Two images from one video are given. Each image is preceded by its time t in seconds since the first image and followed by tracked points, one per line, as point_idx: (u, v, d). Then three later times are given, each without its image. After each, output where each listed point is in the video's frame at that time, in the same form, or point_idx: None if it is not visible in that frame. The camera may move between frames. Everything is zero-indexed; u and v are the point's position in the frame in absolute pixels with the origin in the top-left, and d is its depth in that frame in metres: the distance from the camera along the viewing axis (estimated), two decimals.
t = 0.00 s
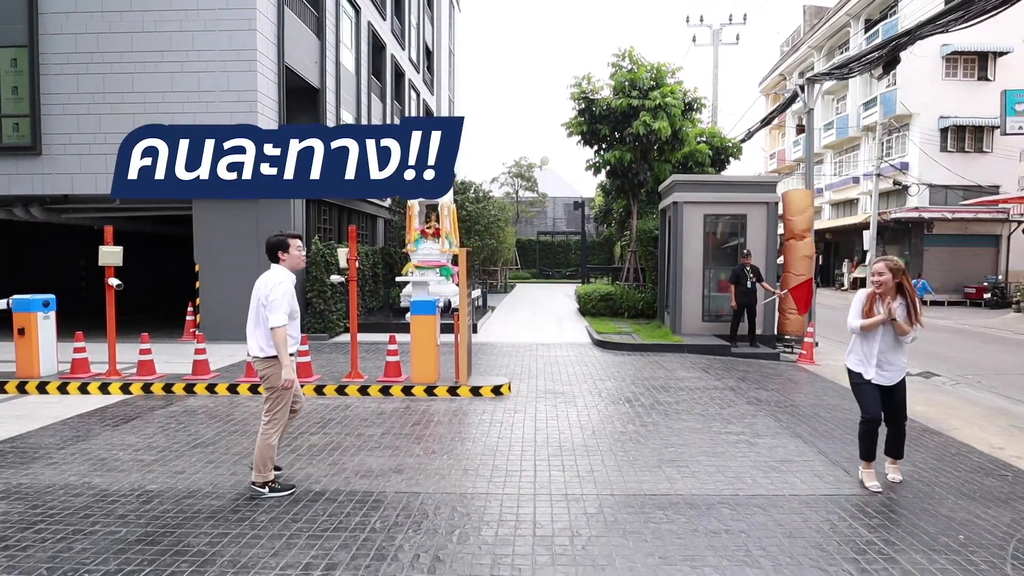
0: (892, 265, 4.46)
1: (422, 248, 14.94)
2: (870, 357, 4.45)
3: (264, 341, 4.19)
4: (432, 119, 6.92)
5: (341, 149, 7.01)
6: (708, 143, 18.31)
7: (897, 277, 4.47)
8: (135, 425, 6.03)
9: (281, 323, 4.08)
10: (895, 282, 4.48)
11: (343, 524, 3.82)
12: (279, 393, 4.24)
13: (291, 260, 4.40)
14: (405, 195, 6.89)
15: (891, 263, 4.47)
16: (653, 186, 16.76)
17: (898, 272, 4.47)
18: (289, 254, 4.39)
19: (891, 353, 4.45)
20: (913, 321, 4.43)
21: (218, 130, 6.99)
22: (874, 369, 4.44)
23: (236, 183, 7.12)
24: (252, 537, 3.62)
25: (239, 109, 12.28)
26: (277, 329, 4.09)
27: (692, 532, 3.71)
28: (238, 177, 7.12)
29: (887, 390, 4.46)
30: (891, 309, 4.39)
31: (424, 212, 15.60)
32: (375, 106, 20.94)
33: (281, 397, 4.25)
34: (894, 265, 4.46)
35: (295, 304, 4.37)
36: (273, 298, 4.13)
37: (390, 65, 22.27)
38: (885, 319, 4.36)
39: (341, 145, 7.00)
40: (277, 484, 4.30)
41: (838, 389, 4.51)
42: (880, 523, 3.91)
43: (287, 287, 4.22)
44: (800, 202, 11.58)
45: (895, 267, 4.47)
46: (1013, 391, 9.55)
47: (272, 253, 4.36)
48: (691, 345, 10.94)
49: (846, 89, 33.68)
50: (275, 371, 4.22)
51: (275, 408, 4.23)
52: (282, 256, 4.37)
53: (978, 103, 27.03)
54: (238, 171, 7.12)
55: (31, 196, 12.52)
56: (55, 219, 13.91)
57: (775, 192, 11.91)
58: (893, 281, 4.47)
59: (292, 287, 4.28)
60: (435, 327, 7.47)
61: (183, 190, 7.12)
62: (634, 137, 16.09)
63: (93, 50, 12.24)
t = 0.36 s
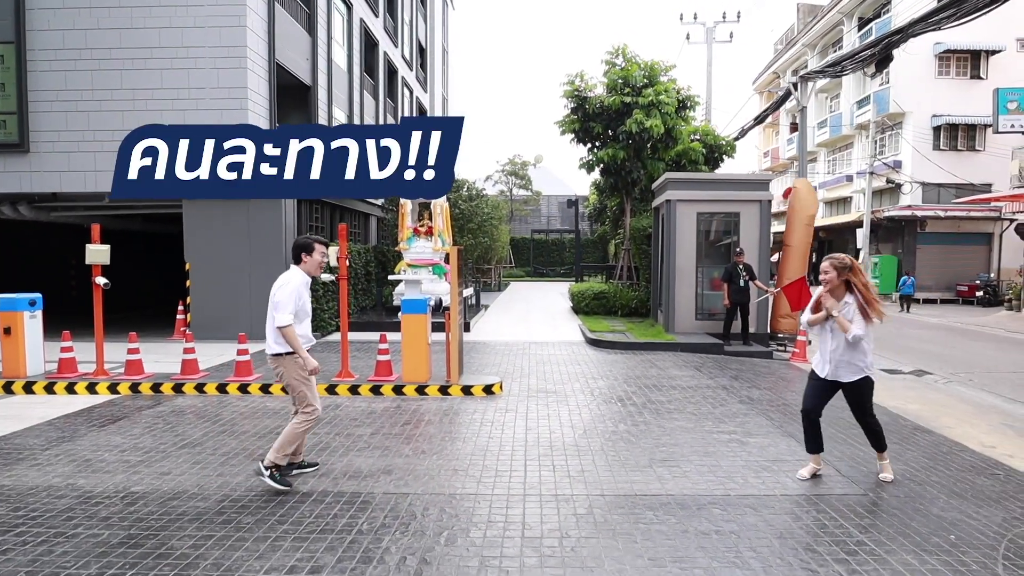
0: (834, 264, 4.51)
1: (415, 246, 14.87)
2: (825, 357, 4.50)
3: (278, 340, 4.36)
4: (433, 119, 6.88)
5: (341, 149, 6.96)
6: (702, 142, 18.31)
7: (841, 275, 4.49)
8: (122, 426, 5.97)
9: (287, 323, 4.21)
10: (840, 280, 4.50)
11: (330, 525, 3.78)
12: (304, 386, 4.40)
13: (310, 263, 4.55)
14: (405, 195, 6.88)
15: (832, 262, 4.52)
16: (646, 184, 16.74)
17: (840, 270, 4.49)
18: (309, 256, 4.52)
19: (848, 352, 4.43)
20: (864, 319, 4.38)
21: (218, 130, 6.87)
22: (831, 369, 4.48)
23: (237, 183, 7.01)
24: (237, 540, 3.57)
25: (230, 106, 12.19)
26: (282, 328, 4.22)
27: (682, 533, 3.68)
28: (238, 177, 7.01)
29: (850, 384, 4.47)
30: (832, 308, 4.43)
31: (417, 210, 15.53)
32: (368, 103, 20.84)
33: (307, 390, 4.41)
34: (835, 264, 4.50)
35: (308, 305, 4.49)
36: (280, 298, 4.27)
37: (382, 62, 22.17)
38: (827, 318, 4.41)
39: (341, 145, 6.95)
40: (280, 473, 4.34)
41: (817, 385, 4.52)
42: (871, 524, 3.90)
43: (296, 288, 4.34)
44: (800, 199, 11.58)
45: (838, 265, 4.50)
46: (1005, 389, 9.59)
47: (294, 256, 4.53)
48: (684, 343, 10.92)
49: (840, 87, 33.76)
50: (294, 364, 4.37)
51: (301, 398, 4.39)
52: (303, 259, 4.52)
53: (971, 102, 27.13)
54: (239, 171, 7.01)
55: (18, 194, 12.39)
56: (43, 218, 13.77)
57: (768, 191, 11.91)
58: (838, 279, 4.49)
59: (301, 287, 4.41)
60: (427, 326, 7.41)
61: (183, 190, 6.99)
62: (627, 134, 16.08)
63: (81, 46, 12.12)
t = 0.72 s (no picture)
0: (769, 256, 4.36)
1: (408, 244, 14.85)
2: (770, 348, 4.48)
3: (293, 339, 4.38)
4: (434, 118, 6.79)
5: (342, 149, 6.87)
6: (697, 139, 18.26)
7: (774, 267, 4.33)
8: (106, 427, 5.87)
9: (290, 321, 4.21)
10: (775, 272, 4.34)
11: (313, 529, 3.70)
12: (326, 382, 4.37)
13: (333, 261, 4.51)
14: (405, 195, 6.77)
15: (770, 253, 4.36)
16: (641, 182, 16.68)
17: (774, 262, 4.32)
18: (332, 255, 4.49)
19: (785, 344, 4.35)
20: (789, 313, 4.22)
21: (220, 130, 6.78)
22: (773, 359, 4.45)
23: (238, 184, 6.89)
24: (218, 544, 3.49)
25: (220, 102, 12.08)
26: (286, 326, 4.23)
27: (673, 537, 3.61)
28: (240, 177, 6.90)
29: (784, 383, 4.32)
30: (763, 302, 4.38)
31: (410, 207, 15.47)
32: (362, 100, 20.70)
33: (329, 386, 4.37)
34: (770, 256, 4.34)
35: (329, 304, 4.45)
36: (292, 298, 4.31)
37: (376, 59, 22.05)
38: (758, 313, 4.39)
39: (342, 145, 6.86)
40: (365, 468, 4.43)
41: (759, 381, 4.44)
42: (864, 526, 3.83)
43: (309, 287, 4.33)
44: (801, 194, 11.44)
45: (775, 255, 4.33)
46: (1000, 388, 9.56)
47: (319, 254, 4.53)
48: (678, 342, 10.87)
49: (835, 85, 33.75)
50: (313, 363, 4.34)
51: (331, 396, 4.36)
52: (327, 257, 4.50)
53: (966, 100, 27.14)
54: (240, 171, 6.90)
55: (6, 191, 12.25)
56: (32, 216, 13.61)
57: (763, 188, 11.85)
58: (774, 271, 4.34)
59: (318, 287, 4.38)
60: (417, 325, 7.34)
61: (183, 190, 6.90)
62: (622, 132, 16.03)
63: (69, 42, 11.97)
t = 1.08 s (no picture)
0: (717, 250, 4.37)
1: (403, 242, 14.72)
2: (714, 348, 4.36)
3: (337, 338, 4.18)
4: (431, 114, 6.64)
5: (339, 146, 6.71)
6: (694, 136, 18.15)
7: (720, 261, 4.32)
8: (91, 428, 5.71)
9: (340, 321, 4.03)
10: (721, 266, 4.33)
11: (300, 536, 3.55)
12: (359, 387, 4.14)
13: (372, 253, 4.31)
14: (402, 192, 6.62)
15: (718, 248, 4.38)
16: (638, 179, 16.55)
17: (720, 255, 4.32)
18: (370, 246, 4.29)
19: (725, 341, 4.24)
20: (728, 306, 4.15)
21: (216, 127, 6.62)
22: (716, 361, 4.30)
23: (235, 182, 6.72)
24: (200, 552, 3.34)
25: (212, 97, 11.90)
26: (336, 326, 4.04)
27: (674, 543, 3.48)
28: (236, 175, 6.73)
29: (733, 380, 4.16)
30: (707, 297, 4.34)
31: (405, 205, 15.31)
32: (357, 97, 20.53)
33: (361, 393, 4.14)
34: (717, 250, 4.35)
35: (371, 299, 4.25)
36: (334, 295, 4.10)
37: (371, 55, 21.87)
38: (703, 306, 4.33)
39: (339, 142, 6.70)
40: (358, 480, 4.19)
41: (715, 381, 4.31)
42: (871, 531, 3.71)
43: (350, 282, 4.13)
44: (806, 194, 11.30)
45: (723, 249, 4.31)
46: (1000, 387, 9.47)
47: (355, 246, 4.31)
48: (676, 340, 10.74)
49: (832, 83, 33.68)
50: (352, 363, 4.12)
51: (355, 404, 4.13)
52: (364, 249, 4.29)
53: (963, 97, 27.08)
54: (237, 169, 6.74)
55: None
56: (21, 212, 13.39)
57: (762, 185, 11.74)
58: (719, 266, 4.33)
59: (359, 282, 4.17)
60: (411, 323, 7.22)
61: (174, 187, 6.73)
62: (618, 128, 15.90)
63: (57, 36, 11.78)
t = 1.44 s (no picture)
0: (662, 248, 4.25)
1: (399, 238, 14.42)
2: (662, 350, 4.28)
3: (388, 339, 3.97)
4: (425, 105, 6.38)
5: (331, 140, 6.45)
6: (693, 132, 17.92)
7: (667, 261, 4.19)
8: (71, 433, 5.47)
9: (391, 323, 3.81)
10: (667, 265, 4.20)
11: (288, 552, 3.33)
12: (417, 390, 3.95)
13: (423, 250, 4.06)
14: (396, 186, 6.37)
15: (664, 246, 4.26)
16: (637, 175, 16.33)
17: (666, 254, 4.19)
18: (420, 244, 4.03)
19: (673, 342, 4.15)
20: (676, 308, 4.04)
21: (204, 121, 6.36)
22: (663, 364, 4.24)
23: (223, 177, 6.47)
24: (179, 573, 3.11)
25: (202, 90, 11.61)
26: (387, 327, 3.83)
27: (686, 559, 3.27)
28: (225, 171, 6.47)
29: (680, 384, 4.10)
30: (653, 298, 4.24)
31: (400, 200, 15.05)
32: (351, 91, 20.23)
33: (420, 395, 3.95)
34: (663, 248, 4.23)
35: (422, 297, 4.02)
36: (384, 296, 3.89)
37: (366, 49, 21.55)
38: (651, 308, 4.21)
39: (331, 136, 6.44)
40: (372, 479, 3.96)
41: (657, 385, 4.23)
42: (893, 544, 3.50)
43: (399, 282, 3.89)
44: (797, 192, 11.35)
45: (670, 247, 4.19)
46: (1007, 386, 9.30)
47: (405, 244, 4.05)
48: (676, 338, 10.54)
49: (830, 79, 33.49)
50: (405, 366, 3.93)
51: (413, 406, 3.94)
52: (414, 246, 4.03)
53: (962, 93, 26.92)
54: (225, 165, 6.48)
55: None
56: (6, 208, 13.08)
57: (764, 181, 11.53)
58: (665, 265, 4.21)
59: (408, 280, 3.94)
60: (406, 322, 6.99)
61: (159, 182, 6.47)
62: (617, 123, 15.65)
63: (42, 26, 11.46)
